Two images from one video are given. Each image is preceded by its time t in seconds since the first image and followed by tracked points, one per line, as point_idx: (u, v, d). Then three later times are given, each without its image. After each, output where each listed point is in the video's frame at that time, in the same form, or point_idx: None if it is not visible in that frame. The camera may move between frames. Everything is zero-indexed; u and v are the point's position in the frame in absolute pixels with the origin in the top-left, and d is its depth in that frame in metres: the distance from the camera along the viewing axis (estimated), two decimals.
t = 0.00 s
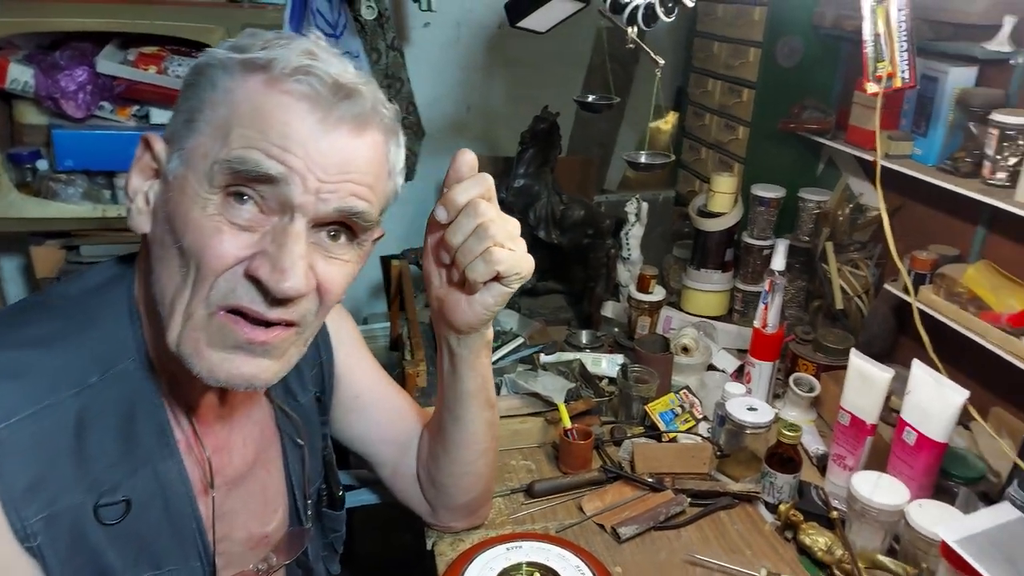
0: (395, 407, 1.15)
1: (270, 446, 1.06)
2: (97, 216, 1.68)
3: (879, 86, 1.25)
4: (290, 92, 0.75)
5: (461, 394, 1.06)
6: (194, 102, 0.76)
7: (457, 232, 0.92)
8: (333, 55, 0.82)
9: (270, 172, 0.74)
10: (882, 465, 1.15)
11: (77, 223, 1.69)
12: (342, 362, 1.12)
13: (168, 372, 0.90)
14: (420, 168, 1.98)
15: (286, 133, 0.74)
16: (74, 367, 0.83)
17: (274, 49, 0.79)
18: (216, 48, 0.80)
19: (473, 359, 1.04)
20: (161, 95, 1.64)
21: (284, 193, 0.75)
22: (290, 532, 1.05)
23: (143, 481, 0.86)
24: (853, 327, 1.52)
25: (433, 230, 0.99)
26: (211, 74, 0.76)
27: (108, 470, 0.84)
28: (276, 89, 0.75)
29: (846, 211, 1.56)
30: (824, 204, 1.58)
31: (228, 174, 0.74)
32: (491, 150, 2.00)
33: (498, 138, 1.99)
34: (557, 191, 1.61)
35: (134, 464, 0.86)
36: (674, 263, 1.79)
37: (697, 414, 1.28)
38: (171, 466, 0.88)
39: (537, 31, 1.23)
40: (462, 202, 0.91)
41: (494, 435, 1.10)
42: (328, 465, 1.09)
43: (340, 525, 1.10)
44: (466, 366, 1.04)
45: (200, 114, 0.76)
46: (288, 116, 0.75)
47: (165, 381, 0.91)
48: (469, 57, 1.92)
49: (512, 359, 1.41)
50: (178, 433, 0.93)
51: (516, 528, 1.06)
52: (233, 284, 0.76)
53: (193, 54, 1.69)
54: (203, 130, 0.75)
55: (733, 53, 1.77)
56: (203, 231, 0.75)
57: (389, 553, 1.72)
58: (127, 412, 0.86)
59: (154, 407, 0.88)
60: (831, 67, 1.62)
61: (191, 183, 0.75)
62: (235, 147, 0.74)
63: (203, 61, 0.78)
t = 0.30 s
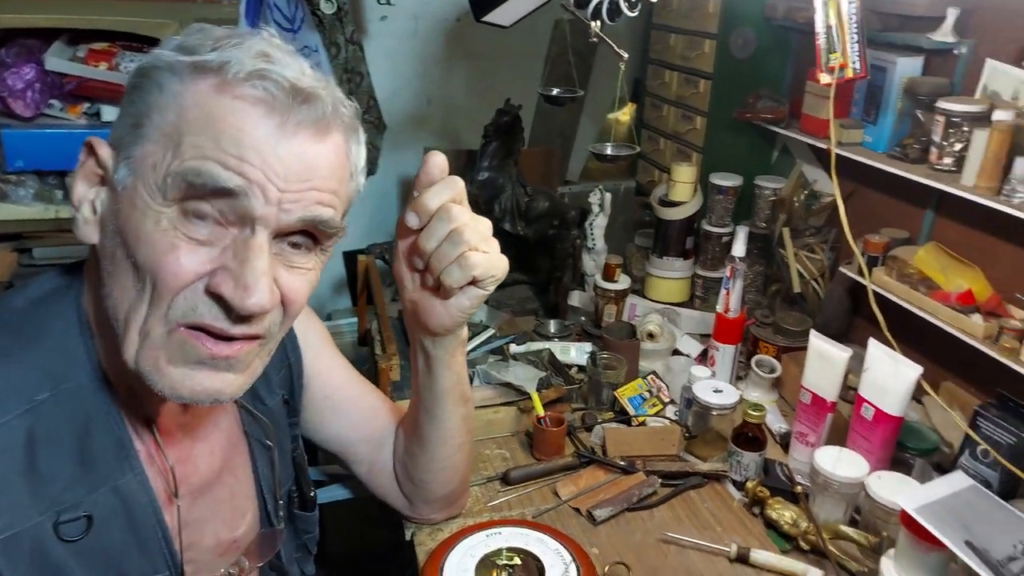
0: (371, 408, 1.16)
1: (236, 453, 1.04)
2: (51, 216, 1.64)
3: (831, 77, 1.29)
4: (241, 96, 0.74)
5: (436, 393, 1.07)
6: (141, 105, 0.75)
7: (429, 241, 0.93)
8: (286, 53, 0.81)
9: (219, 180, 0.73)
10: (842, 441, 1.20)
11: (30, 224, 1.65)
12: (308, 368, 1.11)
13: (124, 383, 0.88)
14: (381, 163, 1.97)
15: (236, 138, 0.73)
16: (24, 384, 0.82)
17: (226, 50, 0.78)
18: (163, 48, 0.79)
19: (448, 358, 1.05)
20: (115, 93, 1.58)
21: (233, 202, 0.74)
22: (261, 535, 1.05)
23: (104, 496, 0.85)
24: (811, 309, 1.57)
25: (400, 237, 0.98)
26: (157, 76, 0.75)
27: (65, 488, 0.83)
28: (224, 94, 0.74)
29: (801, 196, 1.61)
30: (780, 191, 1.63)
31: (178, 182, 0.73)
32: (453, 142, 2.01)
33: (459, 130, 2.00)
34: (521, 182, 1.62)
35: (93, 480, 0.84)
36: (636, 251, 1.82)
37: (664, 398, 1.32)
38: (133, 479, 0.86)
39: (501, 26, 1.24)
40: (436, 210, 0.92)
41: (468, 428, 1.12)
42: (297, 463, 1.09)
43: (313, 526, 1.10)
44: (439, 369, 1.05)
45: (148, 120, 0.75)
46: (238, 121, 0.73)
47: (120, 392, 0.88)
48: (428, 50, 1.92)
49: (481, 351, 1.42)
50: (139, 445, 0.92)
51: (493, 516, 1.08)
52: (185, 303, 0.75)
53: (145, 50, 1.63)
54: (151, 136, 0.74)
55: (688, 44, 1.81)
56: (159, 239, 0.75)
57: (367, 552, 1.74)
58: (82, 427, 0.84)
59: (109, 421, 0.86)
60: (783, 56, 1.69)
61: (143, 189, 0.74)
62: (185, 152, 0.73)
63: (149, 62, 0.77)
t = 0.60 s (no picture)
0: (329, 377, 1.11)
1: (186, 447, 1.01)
2: (14, 209, 1.57)
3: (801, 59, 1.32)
4: (279, 160, 0.66)
5: (422, 359, 1.00)
6: (166, 190, 0.63)
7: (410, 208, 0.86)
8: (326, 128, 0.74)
9: (279, 286, 0.69)
10: (818, 416, 1.23)
11: None
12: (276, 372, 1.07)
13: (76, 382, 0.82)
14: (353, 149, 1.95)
15: (302, 247, 0.68)
16: None
17: (266, 124, 0.66)
18: (174, 109, 0.64)
19: (437, 329, 0.97)
20: (75, 81, 1.53)
21: (284, 302, 0.71)
22: (216, 524, 1.00)
23: (59, 498, 0.76)
24: (783, 289, 1.60)
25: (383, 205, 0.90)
26: (200, 163, 0.63)
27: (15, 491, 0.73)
28: (290, 195, 0.67)
29: (772, 178, 1.64)
30: (751, 172, 1.64)
31: (232, 289, 0.68)
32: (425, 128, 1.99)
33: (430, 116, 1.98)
34: (496, 168, 1.61)
35: (44, 481, 0.75)
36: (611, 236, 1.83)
37: (644, 379, 1.33)
38: (89, 477, 0.77)
39: (476, 10, 1.23)
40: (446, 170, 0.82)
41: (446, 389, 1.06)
42: (245, 444, 1.07)
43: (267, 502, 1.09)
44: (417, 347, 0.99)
45: (183, 212, 0.64)
46: (306, 223, 0.68)
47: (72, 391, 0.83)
48: (397, 34, 1.89)
49: (463, 338, 1.43)
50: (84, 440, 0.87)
51: (480, 500, 1.08)
52: (194, 334, 0.71)
53: (107, 36, 1.59)
54: (192, 237, 0.65)
55: (659, 29, 1.81)
56: (188, 315, 0.69)
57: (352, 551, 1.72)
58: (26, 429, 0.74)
59: (52, 420, 0.76)
60: (752, 39, 1.68)
61: (173, 287, 0.67)
62: (246, 261, 0.67)
63: (172, 137, 0.63)
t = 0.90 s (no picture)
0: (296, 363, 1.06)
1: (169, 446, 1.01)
2: None
3: (793, 46, 1.35)
4: (310, 225, 0.65)
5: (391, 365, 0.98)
6: (191, 245, 0.62)
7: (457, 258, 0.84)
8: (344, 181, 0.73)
9: (288, 332, 0.69)
10: (811, 401, 1.24)
11: None
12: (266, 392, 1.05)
13: (63, 392, 0.80)
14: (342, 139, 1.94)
15: (315, 303, 0.69)
16: None
17: (300, 188, 0.65)
18: (204, 165, 0.62)
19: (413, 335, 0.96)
20: (58, 71, 1.49)
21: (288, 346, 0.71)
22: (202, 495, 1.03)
23: (59, 505, 0.73)
24: (773, 276, 1.61)
25: (422, 247, 0.88)
26: (230, 224, 0.62)
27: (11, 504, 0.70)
28: (312, 257, 0.67)
29: (762, 166, 1.64)
30: (741, 161, 1.66)
31: (242, 337, 0.68)
32: (413, 117, 1.98)
33: (419, 105, 1.97)
34: (487, 157, 1.62)
35: (40, 493, 0.72)
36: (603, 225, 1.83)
37: (638, 367, 1.34)
38: (86, 485, 0.75)
39: None
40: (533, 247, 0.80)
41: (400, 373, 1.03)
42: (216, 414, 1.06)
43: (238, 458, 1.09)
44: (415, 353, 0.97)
45: (206, 267, 0.63)
46: (322, 281, 0.68)
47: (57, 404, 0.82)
48: (385, 23, 1.88)
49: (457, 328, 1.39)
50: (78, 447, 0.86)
51: (478, 489, 1.08)
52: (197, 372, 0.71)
53: (92, 26, 1.52)
54: (212, 290, 0.64)
55: (648, 18, 1.79)
56: (195, 356, 0.68)
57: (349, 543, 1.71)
58: (23, 444, 0.72)
59: (47, 433, 0.73)
60: (741, 30, 1.71)
61: (185, 333, 0.66)
62: (259, 313, 0.67)
63: (203, 194, 0.61)
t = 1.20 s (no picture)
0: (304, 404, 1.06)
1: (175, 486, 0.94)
2: None
3: (781, 35, 1.36)
4: (374, 315, 0.60)
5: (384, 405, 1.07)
6: (252, 338, 0.57)
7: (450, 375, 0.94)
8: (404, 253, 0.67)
9: (334, 404, 0.66)
10: (800, 389, 1.25)
11: None
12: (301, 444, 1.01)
13: (84, 451, 0.73)
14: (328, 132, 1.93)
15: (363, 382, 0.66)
16: None
17: (367, 276, 0.60)
18: (272, 256, 0.56)
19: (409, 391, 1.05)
20: (39, 63, 1.44)
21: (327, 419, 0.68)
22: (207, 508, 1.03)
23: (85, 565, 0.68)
24: (761, 266, 1.62)
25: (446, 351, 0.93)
26: (298, 318, 0.57)
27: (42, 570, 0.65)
28: (374, 345, 0.62)
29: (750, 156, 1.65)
30: (729, 151, 1.65)
31: (289, 417, 0.64)
32: (400, 107, 1.97)
33: (406, 96, 1.96)
34: (476, 148, 1.61)
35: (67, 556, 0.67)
36: (592, 216, 1.83)
37: (628, 357, 1.35)
38: (115, 540, 0.70)
39: None
40: (527, 384, 0.99)
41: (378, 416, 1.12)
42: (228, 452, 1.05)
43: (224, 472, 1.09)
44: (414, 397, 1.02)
45: (265, 360, 0.58)
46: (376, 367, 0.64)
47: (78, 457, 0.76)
48: (371, 13, 1.86)
49: (447, 319, 1.43)
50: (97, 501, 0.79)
51: (470, 480, 1.08)
52: (236, 447, 0.67)
53: (74, 17, 1.49)
54: (265, 380, 0.59)
55: (636, 7, 1.78)
56: (238, 435, 0.64)
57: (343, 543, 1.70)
58: (51, 505, 0.66)
59: (73, 490, 0.68)
60: (728, 18, 1.71)
61: (233, 418, 0.62)
62: (309, 397, 0.63)
63: (272, 289, 0.56)
